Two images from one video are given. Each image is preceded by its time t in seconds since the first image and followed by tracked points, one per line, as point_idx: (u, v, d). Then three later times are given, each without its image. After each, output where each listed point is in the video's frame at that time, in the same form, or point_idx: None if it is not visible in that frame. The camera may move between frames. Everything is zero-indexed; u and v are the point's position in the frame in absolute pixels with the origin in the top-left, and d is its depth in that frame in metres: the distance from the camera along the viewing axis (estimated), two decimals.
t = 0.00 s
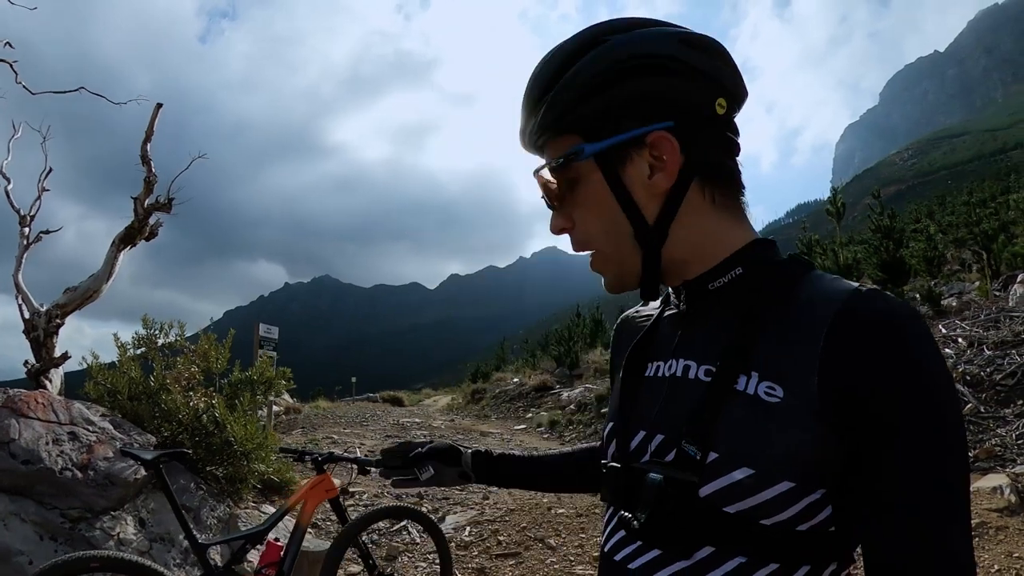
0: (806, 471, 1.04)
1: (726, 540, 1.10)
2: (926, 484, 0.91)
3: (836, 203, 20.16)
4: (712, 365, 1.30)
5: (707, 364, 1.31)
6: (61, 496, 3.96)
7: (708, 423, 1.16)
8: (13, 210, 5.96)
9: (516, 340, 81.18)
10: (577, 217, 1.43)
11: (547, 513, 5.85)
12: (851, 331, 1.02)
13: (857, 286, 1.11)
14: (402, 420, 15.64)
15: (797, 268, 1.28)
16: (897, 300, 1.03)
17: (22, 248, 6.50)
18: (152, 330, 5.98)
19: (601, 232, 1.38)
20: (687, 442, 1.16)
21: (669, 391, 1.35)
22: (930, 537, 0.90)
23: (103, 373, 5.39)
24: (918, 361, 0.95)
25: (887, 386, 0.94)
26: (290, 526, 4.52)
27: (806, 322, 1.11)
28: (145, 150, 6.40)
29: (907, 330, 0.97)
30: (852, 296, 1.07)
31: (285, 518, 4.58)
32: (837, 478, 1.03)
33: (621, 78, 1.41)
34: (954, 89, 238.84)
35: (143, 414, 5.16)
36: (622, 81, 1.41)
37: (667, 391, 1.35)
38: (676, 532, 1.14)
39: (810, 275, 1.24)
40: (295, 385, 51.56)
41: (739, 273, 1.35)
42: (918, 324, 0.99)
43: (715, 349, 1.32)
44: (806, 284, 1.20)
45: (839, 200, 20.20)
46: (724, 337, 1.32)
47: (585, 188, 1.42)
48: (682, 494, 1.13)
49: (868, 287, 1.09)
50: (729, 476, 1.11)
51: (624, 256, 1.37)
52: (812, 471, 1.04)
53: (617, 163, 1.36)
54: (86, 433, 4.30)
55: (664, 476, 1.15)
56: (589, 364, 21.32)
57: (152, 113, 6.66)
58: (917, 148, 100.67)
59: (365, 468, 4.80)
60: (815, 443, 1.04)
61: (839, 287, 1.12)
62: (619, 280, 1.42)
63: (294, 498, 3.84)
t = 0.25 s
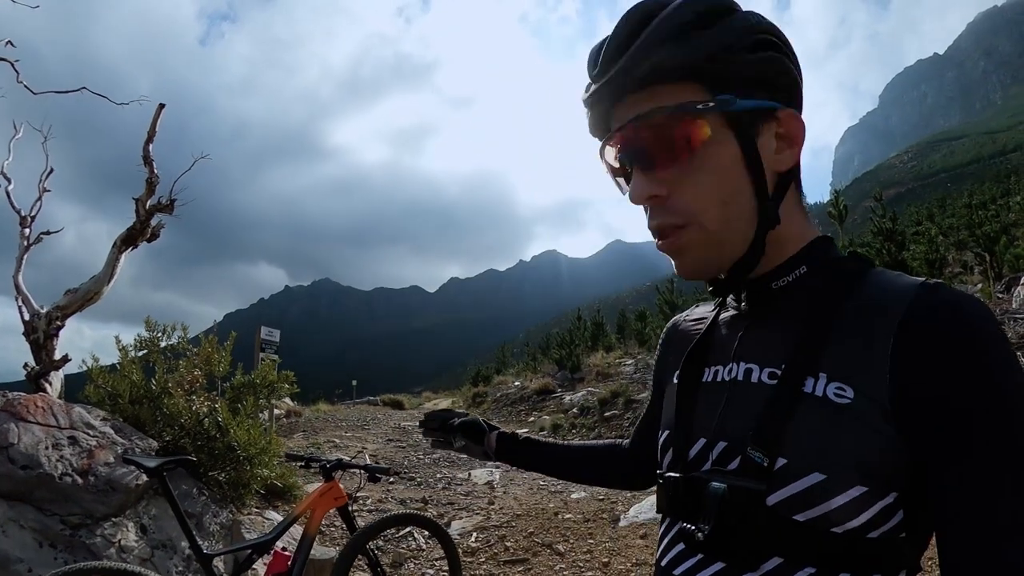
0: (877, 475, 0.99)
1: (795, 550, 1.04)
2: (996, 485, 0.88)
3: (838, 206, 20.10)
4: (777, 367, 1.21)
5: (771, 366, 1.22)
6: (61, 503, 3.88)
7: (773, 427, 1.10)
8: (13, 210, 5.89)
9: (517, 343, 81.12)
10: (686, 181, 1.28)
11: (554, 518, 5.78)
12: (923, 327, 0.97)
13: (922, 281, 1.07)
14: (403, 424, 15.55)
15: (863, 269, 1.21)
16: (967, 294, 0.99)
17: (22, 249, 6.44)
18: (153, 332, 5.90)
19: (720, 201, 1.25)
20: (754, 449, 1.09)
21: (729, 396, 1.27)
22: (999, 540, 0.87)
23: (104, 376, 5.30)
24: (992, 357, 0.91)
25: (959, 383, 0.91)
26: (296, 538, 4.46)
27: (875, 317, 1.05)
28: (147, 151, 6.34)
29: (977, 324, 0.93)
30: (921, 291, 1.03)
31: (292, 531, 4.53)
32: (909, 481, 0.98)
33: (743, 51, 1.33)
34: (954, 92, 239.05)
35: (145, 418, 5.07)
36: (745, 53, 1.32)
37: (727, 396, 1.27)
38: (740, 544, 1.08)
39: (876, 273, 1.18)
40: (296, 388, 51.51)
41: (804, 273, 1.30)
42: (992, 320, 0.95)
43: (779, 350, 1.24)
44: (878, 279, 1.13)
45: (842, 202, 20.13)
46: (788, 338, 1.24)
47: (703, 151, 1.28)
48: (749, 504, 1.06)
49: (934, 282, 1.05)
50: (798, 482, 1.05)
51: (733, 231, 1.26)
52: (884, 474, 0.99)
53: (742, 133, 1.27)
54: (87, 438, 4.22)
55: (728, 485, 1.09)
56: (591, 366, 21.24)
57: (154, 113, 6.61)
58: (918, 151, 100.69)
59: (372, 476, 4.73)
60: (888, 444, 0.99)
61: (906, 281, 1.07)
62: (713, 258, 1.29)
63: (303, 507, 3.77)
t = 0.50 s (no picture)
0: (851, 475, 1.07)
1: (772, 549, 1.11)
2: (964, 476, 0.97)
3: (839, 208, 20.09)
4: (747, 374, 1.31)
5: (740, 373, 1.32)
6: (62, 503, 3.91)
7: (748, 433, 1.18)
8: (15, 213, 5.92)
9: (518, 345, 81.06)
10: (755, 169, 1.34)
11: (553, 520, 5.80)
12: (889, 334, 1.08)
13: (884, 293, 1.18)
14: (403, 426, 15.55)
15: (826, 280, 1.34)
16: (925, 304, 1.10)
17: (24, 251, 6.47)
18: (154, 334, 5.94)
19: (774, 197, 1.35)
20: (729, 454, 1.17)
21: (700, 402, 1.35)
22: (959, 523, 0.97)
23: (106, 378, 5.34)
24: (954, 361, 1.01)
25: (928, 387, 1.00)
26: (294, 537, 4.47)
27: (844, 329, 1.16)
28: (148, 154, 6.38)
29: (939, 331, 1.04)
30: (880, 302, 1.15)
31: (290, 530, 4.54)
32: (880, 480, 1.07)
33: (779, 80, 1.52)
34: (955, 95, 238.98)
35: (147, 419, 5.11)
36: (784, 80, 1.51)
37: (698, 403, 1.35)
38: (720, 547, 1.15)
39: (837, 283, 1.30)
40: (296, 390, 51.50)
41: (774, 284, 1.39)
42: (952, 328, 1.05)
43: (748, 358, 1.34)
44: (841, 292, 1.25)
45: (842, 205, 20.11)
46: (757, 347, 1.34)
47: (770, 147, 1.37)
48: (726, 508, 1.14)
49: (895, 292, 1.17)
50: (773, 485, 1.13)
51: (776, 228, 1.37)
52: (857, 474, 1.07)
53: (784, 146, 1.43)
54: (88, 439, 4.26)
55: (704, 492, 1.17)
56: (591, 369, 21.22)
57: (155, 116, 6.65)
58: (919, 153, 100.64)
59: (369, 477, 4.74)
60: (859, 446, 1.07)
61: (866, 293, 1.20)
62: (759, 249, 1.34)
63: (301, 508, 3.78)
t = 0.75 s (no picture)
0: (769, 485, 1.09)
1: (692, 558, 1.12)
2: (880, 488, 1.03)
3: (837, 211, 20.18)
4: (668, 386, 1.34)
5: (662, 385, 1.35)
6: (58, 501, 3.99)
7: (669, 444, 1.19)
8: (15, 216, 5.99)
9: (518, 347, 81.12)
10: (690, 187, 1.35)
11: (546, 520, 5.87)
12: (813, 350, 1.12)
13: (807, 310, 1.23)
14: (402, 428, 15.63)
15: (746, 295, 1.39)
16: (846, 322, 1.16)
17: (23, 253, 6.55)
18: (151, 336, 6.01)
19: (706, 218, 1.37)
20: (648, 465, 1.17)
21: (622, 411, 1.37)
22: (881, 531, 1.02)
23: (101, 379, 5.41)
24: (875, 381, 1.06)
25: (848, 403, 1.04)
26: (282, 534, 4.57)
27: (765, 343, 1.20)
28: (146, 157, 6.46)
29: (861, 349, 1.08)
30: (803, 319, 1.19)
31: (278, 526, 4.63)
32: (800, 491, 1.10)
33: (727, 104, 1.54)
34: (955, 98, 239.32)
35: (142, 420, 5.19)
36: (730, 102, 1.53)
37: (619, 412, 1.37)
38: (639, 558, 1.13)
39: (759, 300, 1.35)
40: (298, 391, 51.64)
41: (701, 298, 1.41)
42: (871, 345, 1.11)
43: (671, 371, 1.37)
44: (763, 306, 1.30)
45: (841, 207, 20.19)
46: (680, 360, 1.37)
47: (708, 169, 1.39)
48: (644, 518, 1.14)
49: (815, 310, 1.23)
50: (692, 495, 1.14)
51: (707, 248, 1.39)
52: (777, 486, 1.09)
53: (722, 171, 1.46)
54: (84, 439, 4.33)
55: (623, 501, 1.16)
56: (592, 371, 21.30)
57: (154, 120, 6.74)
58: (920, 156, 100.76)
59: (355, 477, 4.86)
60: (779, 458, 1.10)
61: (791, 310, 1.24)
62: (687, 265, 1.37)
63: (287, 506, 3.88)
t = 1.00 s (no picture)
0: (702, 491, 1.15)
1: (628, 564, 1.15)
2: (817, 492, 1.09)
3: (836, 212, 20.21)
4: (597, 393, 1.42)
5: (591, 392, 1.43)
6: (50, 500, 4.03)
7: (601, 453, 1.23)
8: (10, 218, 6.05)
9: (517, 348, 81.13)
10: (617, 192, 1.47)
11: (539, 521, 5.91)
12: (739, 358, 1.21)
13: (731, 320, 1.34)
14: (400, 429, 15.66)
15: (671, 303, 1.51)
16: (772, 330, 1.26)
17: (20, 255, 6.61)
18: (146, 337, 6.07)
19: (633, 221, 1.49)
20: (579, 472, 1.21)
21: (549, 418, 1.45)
22: (823, 537, 1.08)
23: (96, 380, 5.48)
24: (804, 388, 1.15)
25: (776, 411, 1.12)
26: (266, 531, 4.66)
27: (695, 353, 1.29)
28: (141, 160, 6.52)
29: (787, 358, 1.18)
30: (730, 328, 1.29)
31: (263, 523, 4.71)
32: (730, 496, 1.16)
33: (649, 115, 1.69)
34: (954, 99, 239.68)
35: (135, 421, 5.25)
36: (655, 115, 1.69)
37: (546, 419, 1.44)
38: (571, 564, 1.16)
39: (684, 310, 1.46)
40: (297, 392, 51.63)
41: (626, 305, 1.52)
42: (796, 354, 1.21)
43: (600, 379, 1.46)
44: (691, 317, 1.40)
45: (840, 208, 20.22)
46: (608, 368, 1.46)
47: (633, 175, 1.51)
48: (578, 523, 1.17)
49: (742, 319, 1.33)
50: (626, 500, 1.19)
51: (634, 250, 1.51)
52: (707, 490, 1.15)
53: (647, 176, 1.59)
54: (77, 439, 4.38)
55: (554, 508, 1.18)
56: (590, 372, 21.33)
57: (149, 124, 6.80)
58: (919, 157, 100.86)
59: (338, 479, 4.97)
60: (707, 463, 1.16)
61: (718, 320, 1.34)
62: (615, 267, 1.48)
63: (271, 505, 3.97)
